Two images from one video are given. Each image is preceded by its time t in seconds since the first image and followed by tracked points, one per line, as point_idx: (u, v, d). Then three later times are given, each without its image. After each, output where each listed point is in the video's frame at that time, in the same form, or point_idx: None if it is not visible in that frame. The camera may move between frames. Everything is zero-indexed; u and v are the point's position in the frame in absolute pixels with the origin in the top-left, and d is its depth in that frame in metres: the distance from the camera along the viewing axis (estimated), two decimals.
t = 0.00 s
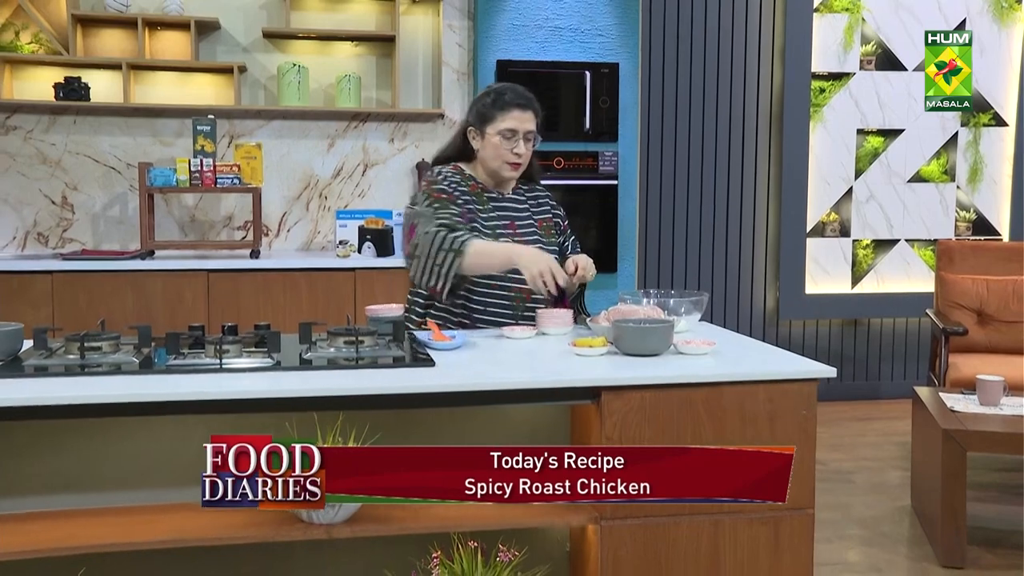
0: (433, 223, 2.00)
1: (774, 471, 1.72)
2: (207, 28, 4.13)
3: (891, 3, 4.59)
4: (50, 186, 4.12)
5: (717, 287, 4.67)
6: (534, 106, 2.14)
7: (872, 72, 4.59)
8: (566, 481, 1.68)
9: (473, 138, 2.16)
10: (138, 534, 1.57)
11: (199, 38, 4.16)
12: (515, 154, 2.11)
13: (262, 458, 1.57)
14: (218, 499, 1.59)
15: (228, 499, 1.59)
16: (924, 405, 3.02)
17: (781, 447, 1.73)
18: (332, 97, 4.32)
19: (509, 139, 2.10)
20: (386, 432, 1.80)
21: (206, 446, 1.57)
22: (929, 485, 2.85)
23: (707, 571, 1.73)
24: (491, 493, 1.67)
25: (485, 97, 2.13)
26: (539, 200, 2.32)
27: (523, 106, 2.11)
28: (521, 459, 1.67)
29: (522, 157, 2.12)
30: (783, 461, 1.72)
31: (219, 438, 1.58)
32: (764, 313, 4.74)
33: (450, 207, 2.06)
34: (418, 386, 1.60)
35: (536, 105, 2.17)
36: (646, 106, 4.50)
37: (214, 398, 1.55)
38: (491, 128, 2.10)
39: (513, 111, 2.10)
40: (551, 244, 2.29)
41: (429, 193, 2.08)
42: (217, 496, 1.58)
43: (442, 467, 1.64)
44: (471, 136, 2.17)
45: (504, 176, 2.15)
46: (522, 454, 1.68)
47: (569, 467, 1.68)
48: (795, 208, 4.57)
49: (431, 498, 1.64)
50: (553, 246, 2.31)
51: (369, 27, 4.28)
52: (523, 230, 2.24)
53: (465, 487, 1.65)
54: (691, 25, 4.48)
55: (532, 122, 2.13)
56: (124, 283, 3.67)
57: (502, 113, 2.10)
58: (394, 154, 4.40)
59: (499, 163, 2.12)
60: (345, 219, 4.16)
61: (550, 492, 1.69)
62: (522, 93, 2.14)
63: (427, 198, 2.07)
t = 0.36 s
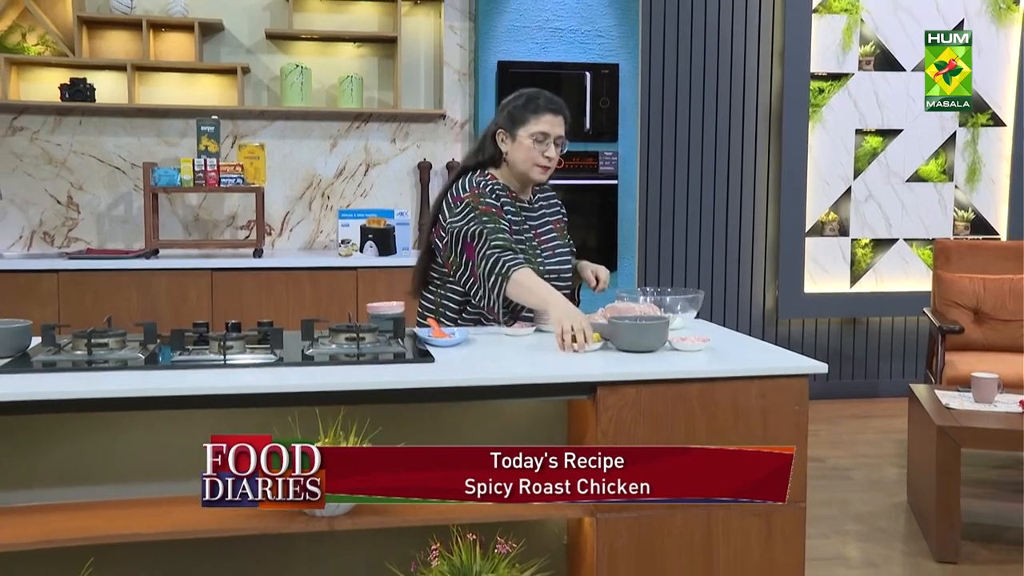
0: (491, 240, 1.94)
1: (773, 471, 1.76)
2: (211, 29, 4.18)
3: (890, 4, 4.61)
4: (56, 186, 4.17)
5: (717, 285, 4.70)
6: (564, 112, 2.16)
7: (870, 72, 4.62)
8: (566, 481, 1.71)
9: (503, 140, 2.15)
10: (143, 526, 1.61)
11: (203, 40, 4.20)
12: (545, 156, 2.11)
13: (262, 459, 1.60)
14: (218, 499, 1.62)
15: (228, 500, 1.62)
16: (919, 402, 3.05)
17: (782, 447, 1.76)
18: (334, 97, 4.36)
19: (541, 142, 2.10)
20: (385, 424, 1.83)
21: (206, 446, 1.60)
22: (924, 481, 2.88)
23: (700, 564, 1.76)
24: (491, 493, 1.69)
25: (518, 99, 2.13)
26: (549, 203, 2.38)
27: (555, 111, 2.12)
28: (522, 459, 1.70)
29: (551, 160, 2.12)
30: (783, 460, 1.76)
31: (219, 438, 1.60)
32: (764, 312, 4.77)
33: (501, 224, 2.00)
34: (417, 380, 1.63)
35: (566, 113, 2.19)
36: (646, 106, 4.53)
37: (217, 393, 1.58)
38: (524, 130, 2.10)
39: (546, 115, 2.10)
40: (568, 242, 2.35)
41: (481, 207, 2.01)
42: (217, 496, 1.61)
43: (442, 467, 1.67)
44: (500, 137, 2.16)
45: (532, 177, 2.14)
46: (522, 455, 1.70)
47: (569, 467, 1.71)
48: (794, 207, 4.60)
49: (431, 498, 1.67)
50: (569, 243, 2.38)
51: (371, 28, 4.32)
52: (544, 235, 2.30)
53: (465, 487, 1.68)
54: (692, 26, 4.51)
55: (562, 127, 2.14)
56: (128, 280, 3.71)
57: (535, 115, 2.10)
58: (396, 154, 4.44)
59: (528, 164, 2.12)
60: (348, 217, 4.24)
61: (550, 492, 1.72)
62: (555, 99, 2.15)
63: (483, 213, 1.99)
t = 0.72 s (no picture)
0: (435, 244, 2.10)
1: (773, 471, 1.78)
2: (213, 31, 4.21)
3: (887, 5, 4.64)
4: (60, 185, 4.20)
5: (716, 285, 4.74)
6: (573, 116, 2.18)
7: (867, 73, 4.65)
8: (566, 481, 1.73)
9: (513, 140, 2.20)
10: (147, 518, 1.64)
11: (205, 41, 4.24)
12: (549, 159, 2.14)
13: (262, 459, 1.63)
14: (218, 499, 1.65)
15: (228, 500, 1.66)
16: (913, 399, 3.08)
17: (782, 448, 1.79)
18: (335, 98, 4.40)
19: (546, 145, 2.13)
20: (385, 418, 1.87)
21: (206, 446, 1.63)
22: (919, 478, 2.91)
23: (693, 557, 1.80)
24: (491, 493, 1.71)
25: (528, 102, 2.17)
26: (566, 204, 2.36)
27: (561, 114, 2.14)
28: (521, 460, 1.72)
29: (556, 163, 2.14)
30: (784, 460, 1.78)
31: (220, 438, 1.63)
32: (762, 311, 4.80)
33: (465, 224, 2.11)
34: (415, 375, 1.67)
35: (577, 116, 2.21)
36: (645, 106, 4.56)
37: (220, 387, 1.62)
38: (529, 132, 2.14)
39: (551, 118, 2.13)
40: (578, 246, 2.32)
41: (457, 202, 2.14)
42: (217, 496, 1.65)
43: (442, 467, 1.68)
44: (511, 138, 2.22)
45: (537, 178, 2.18)
46: (522, 454, 1.73)
47: (569, 467, 1.73)
48: (791, 207, 4.64)
49: (431, 498, 1.68)
50: (580, 249, 2.35)
51: (372, 29, 4.35)
52: (554, 234, 2.28)
53: (465, 487, 1.70)
54: (690, 28, 4.55)
55: (569, 131, 2.17)
56: (131, 279, 3.75)
57: (540, 119, 2.14)
58: (397, 154, 4.47)
59: (533, 166, 2.16)
60: (351, 218, 4.27)
61: (550, 492, 1.73)
62: (564, 103, 2.18)
63: (454, 208, 2.13)
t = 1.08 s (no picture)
0: (432, 242, 2.15)
1: (773, 470, 1.83)
2: (222, 32, 4.26)
3: (890, 5, 4.67)
4: (70, 185, 4.26)
5: (719, 284, 4.76)
6: (576, 114, 2.19)
7: (870, 73, 4.68)
8: (566, 481, 1.78)
9: (516, 139, 2.24)
10: (156, 510, 1.68)
11: (213, 42, 4.29)
12: (552, 158, 2.17)
13: (262, 459, 1.67)
14: (218, 499, 1.68)
15: (227, 501, 1.69)
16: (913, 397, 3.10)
17: (781, 447, 1.83)
18: (342, 98, 4.44)
19: (549, 144, 2.16)
20: (389, 413, 1.90)
21: (206, 447, 1.68)
22: (918, 475, 2.94)
23: (691, 553, 1.83)
24: (491, 493, 1.76)
25: (530, 101, 2.19)
26: (574, 199, 2.39)
27: (563, 114, 2.16)
28: (521, 460, 1.79)
29: (559, 161, 2.18)
30: (783, 460, 1.83)
31: (219, 439, 1.69)
32: (766, 309, 4.83)
33: (465, 220, 2.17)
34: (421, 371, 1.70)
35: (580, 113, 2.22)
36: (649, 106, 4.59)
37: (228, 382, 1.66)
38: (531, 132, 2.17)
39: (553, 119, 2.15)
40: (584, 240, 2.36)
41: (457, 201, 2.20)
42: (217, 497, 1.68)
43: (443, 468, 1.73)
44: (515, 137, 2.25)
45: (541, 176, 2.22)
46: (521, 455, 1.79)
47: (569, 466, 1.78)
48: (794, 206, 4.67)
49: (431, 498, 1.73)
50: (587, 243, 2.38)
51: (378, 30, 4.39)
52: (560, 228, 2.31)
53: (465, 487, 1.75)
54: (694, 28, 4.58)
55: (572, 129, 2.19)
56: (140, 277, 3.80)
57: (542, 119, 2.16)
58: (402, 154, 4.51)
59: (537, 165, 2.20)
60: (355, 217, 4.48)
61: (549, 492, 1.79)
62: (566, 101, 2.19)
63: (454, 207, 2.19)
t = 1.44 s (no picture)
0: (482, 235, 2.19)
1: (773, 470, 1.86)
2: (234, 33, 4.31)
3: (898, 5, 4.69)
4: (85, 184, 4.32)
5: (728, 282, 4.79)
6: (577, 109, 2.23)
7: (878, 73, 4.70)
8: (566, 481, 1.83)
9: (523, 138, 2.29)
10: (169, 501, 1.72)
11: (226, 43, 4.34)
12: (556, 153, 2.22)
13: (262, 458, 1.71)
14: (218, 499, 1.71)
15: (227, 500, 1.72)
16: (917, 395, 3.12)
17: (782, 448, 1.87)
18: (352, 99, 4.48)
19: (552, 140, 2.21)
20: (398, 408, 1.94)
21: (207, 446, 1.72)
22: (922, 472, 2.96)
23: (693, 551, 1.87)
24: (491, 493, 1.80)
25: (533, 100, 2.25)
26: (587, 196, 2.42)
27: (563, 109, 2.20)
28: (521, 459, 1.83)
29: (563, 156, 2.23)
30: (783, 460, 1.86)
31: (219, 438, 1.74)
32: (773, 308, 4.84)
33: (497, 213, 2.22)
34: (430, 366, 1.73)
35: (581, 107, 2.26)
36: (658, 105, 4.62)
37: (239, 377, 1.70)
38: (534, 130, 2.22)
39: (553, 115, 2.20)
40: (596, 235, 2.38)
41: (481, 195, 2.25)
42: (217, 496, 1.71)
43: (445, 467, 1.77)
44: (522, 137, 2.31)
45: (548, 172, 2.27)
46: (521, 455, 1.83)
47: (569, 466, 1.83)
48: (802, 205, 4.69)
49: (431, 498, 1.77)
50: (600, 238, 2.41)
51: (388, 31, 4.44)
52: (571, 223, 2.35)
53: (465, 487, 1.79)
54: (703, 28, 4.60)
55: (574, 124, 2.23)
56: (154, 275, 3.85)
57: (543, 116, 2.21)
58: (412, 154, 4.56)
59: (543, 162, 2.25)
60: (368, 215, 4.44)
61: (549, 492, 1.83)
62: (567, 97, 2.23)
63: (478, 201, 2.23)
